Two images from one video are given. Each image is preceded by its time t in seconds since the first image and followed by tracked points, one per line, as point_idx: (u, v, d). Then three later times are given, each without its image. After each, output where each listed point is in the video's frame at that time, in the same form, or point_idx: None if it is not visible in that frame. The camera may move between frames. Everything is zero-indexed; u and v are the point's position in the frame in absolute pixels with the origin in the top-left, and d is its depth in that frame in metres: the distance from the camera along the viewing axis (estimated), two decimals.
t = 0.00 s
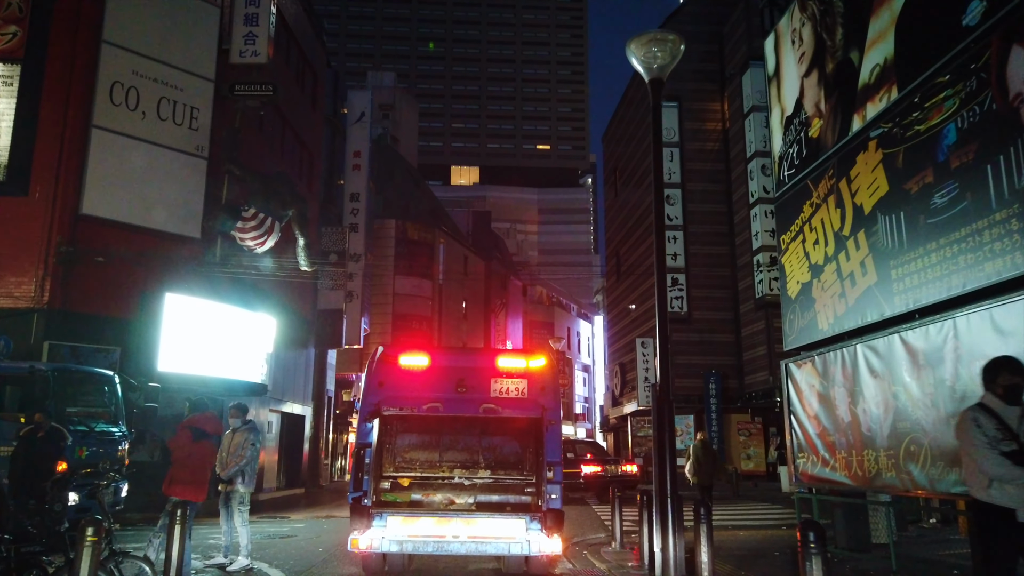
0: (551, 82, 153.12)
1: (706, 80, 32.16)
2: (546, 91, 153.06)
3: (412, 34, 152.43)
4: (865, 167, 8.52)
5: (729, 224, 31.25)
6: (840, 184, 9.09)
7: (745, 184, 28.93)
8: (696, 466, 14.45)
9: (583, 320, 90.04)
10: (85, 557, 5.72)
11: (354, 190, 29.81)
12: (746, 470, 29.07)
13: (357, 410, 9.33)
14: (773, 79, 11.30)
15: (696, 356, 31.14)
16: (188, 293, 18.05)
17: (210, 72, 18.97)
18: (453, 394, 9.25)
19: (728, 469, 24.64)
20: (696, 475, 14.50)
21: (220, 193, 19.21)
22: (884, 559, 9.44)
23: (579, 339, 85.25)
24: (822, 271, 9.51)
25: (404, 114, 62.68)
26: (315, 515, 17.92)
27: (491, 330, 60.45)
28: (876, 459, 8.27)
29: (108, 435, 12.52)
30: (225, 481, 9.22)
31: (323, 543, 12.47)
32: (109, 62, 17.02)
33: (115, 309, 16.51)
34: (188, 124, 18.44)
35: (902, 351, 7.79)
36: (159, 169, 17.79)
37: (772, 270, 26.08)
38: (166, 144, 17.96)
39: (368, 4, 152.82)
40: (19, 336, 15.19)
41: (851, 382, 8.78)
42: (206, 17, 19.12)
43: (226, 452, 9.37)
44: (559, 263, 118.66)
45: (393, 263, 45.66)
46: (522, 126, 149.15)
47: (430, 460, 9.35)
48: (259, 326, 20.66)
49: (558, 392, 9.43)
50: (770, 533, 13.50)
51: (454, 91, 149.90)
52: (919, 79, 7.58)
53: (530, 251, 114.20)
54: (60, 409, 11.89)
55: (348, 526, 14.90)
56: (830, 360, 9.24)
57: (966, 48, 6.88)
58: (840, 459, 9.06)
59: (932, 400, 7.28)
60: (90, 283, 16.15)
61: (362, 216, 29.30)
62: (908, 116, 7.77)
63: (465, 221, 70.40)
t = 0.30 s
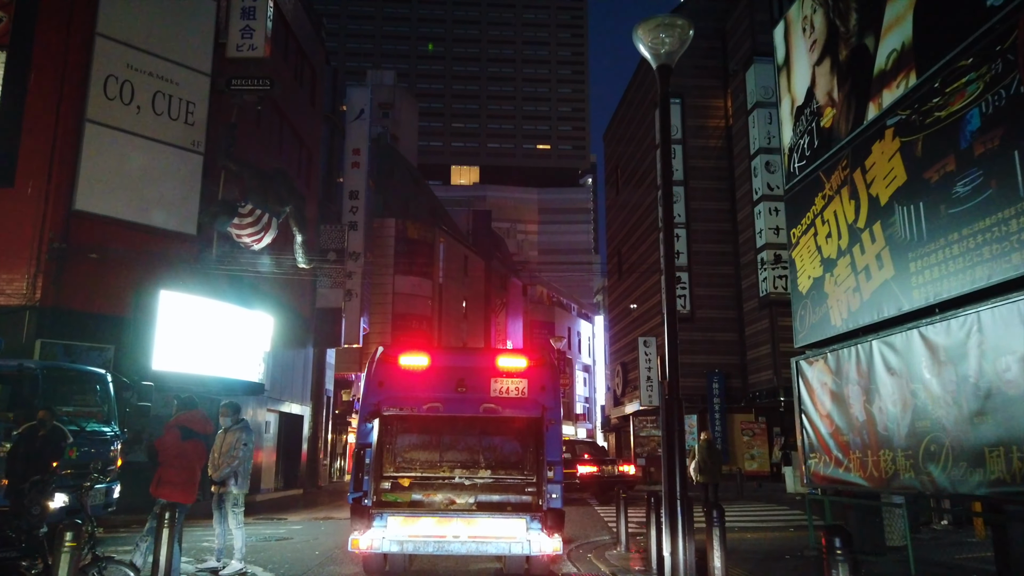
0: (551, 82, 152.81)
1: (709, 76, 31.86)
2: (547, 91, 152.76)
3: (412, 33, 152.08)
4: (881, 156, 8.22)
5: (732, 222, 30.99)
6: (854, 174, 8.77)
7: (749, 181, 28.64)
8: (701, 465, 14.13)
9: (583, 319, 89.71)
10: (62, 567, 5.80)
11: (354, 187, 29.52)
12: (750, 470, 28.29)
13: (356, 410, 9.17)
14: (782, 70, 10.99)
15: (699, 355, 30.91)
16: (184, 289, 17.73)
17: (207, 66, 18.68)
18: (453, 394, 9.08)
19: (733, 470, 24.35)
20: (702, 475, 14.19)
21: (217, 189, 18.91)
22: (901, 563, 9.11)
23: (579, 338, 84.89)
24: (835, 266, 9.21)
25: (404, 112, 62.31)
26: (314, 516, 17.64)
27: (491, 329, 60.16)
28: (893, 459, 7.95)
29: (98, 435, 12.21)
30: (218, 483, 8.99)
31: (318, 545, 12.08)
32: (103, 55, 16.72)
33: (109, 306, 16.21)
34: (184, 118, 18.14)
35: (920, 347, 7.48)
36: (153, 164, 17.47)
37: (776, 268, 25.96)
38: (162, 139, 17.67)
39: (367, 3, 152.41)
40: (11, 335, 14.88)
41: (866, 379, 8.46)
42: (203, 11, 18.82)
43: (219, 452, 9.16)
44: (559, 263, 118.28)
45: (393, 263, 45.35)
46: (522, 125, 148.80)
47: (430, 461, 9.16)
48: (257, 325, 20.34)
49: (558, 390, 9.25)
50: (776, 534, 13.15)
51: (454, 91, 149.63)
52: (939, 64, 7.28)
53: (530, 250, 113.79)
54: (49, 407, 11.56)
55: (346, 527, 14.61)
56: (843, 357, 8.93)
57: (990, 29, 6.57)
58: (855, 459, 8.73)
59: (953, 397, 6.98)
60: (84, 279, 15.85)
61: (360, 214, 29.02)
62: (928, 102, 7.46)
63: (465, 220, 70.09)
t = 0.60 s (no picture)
0: (552, 81, 152.46)
1: (712, 73, 31.56)
2: (547, 91, 152.42)
3: (412, 33, 151.79)
4: (897, 145, 7.93)
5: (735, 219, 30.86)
6: (869, 165, 8.47)
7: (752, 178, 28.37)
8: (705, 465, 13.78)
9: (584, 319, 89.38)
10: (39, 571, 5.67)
11: (353, 186, 29.28)
12: (754, 471, 28.07)
13: (356, 410, 9.44)
14: (793, 58, 10.69)
15: (703, 354, 30.54)
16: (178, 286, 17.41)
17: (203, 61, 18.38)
18: (452, 392, 9.42)
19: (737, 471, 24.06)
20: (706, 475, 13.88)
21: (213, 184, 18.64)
22: (916, 567, 8.85)
23: (579, 338, 84.53)
24: (849, 259, 8.91)
25: (404, 111, 61.97)
26: (312, 517, 17.37)
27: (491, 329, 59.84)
28: (911, 460, 7.65)
29: (90, 435, 11.77)
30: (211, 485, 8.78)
31: (317, 548, 11.69)
32: (96, 48, 16.41)
33: (103, 303, 15.92)
34: (180, 113, 17.85)
35: (941, 343, 7.17)
36: (148, 159, 17.19)
37: (781, 266, 25.33)
38: (157, 134, 17.38)
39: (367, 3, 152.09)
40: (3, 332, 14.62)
41: (882, 377, 8.16)
42: (199, 4, 18.51)
43: (212, 453, 8.96)
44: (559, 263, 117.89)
45: (392, 262, 45.07)
46: (522, 125, 148.44)
47: (430, 458, 9.50)
48: (256, 323, 20.10)
49: (557, 388, 9.61)
50: (787, 536, 12.84)
51: (454, 90, 149.32)
52: (960, 48, 6.98)
53: (530, 250, 113.42)
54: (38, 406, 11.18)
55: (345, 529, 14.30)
56: (858, 354, 8.63)
57: (1015, 9, 6.28)
58: (870, 460, 8.44)
59: (976, 395, 6.68)
60: (79, 276, 15.57)
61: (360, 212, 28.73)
62: (948, 88, 7.15)
63: (465, 219, 69.84)
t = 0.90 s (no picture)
0: (552, 81, 152.17)
1: (714, 72, 31.34)
2: (547, 91, 152.13)
3: (412, 33, 151.57)
4: (915, 134, 7.63)
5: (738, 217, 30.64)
6: (885, 155, 8.18)
7: (756, 176, 28.10)
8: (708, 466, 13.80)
9: (585, 320, 89.10)
10: None
11: (353, 184, 29.05)
12: (757, 472, 27.75)
13: (355, 410, 9.27)
14: (803, 48, 10.40)
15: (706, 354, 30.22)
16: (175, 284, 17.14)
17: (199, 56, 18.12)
18: (451, 391, 9.29)
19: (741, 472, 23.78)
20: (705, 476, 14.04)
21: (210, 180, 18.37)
22: (933, 572, 8.52)
23: (580, 339, 84.20)
24: (862, 254, 8.62)
25: (404, 110, 61.69)
26: (310, 519, 17.07)
27: (491, 329, 59.54)
28: (930, 461, 7.37)
29: (83, 434, 11.52)
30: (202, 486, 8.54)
31: (314, 552, 11.40)
32: (91, 41, 16.11)
33: (99, 301, 15.67)
34: (176, 108, 17.57)
35: (961, 338, 6.89)
36: (144, 155, 16.90)
37: (785, 264, 25.24)
38: (153, 130, 17.10)
39: (367, 3, 151.94)
40: None
41: (898, 374, 7.87)
42: None
43: (206, 452, 8.74)
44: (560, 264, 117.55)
45: (392, 261, 44.82)
46: (523, 125, 148.17)
47: (430, 458, 9.46)
48: (253, 322, 19.76)
49: (558, 387, 9.44)
50: (795, 538, 12.56)
51: (454, 91, 149.14)
52: (983, 31, 6.69)
53: (530, 250, 113.09)
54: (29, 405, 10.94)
55: (343, 531, 13.97)
56: (872, 351, 8.35)
57: None
58: (886, 460, 8.16)
59: (1000, 393, 6.39)
60: (73, 275, 15.30)
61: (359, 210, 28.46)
62: (970, 73, 6.87)
63: (465, 219, 69.61)
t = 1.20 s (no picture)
0: (553, 81, 151.84)
1: (716, 69, 31.11)
2: (548, 91, 151.82)
3: (412, 33, 151.30)
4: (932, 124, 7.37)
5: (741, 216, 30.43)
6: (900, 147, 7.92)
7: (759, 174, 27.84)
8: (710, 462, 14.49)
9: (586, 320, 88.74)
10: None
11: (352, 181, 28.80)
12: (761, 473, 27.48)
13: (357, 408, 9.44)
14: (812, 38, 10.15)
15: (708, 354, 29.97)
16: (169, 281, 16.82)
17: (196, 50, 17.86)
18: (454, 391, 9.33)
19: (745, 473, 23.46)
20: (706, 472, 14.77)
21: (206, 176, 18.09)
22: None
23: (580, 339, 83.83)
24: (876, 248, 8.36)
25: (404, 110, 61.41)
26: (308, 521, 16.78)
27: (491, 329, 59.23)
28: (949, 462, 7.09)
29: (74, 435, 11.24)
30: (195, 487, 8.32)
31: (311, 555, 11.06)
32: (85, 36, 15.87)
33: (93, 299, 15.41)
34: (172, 104, 17.30)
35: (983, 334, 6.61)
36: (140, 151, 16.64)
37: (789, 262, 25.20)
38: (148, 125, 16.83)
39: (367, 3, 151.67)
40: None
41: (915, 373, 7.60)
42: None
43: (200, 453, 8.52)
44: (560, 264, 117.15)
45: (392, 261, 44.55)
46: (523, 125, 147.87)
47: (432, 458, 9.47)
48: (250, 321, 19.51)
49: (560, 387, 9.50)
50: (804, 541, 12.24)
51: (454, 91, 148.84)
52: (1004, 14, 6.43)
53: (530, 251, 112.71)
54: (20, 405, 10.63)
55: (342, 533, 13.65)
56: (887, 348, 8.09)
57: None
58: (901, 461, 7.90)
59: None
60: (67, 274, 15.06)
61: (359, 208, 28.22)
62: (991, 58, 6.60)
63: (465, 219, 69.32)
